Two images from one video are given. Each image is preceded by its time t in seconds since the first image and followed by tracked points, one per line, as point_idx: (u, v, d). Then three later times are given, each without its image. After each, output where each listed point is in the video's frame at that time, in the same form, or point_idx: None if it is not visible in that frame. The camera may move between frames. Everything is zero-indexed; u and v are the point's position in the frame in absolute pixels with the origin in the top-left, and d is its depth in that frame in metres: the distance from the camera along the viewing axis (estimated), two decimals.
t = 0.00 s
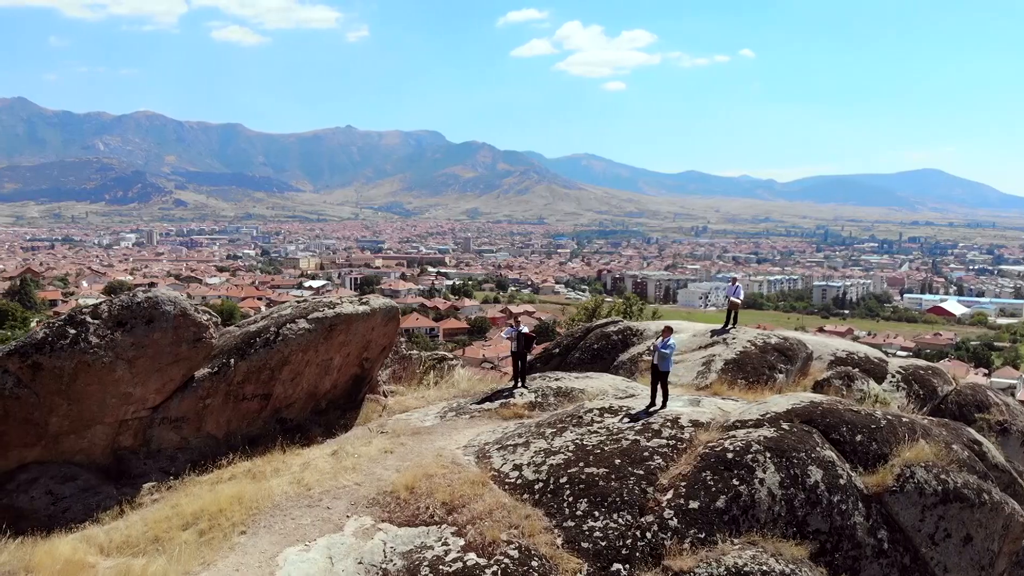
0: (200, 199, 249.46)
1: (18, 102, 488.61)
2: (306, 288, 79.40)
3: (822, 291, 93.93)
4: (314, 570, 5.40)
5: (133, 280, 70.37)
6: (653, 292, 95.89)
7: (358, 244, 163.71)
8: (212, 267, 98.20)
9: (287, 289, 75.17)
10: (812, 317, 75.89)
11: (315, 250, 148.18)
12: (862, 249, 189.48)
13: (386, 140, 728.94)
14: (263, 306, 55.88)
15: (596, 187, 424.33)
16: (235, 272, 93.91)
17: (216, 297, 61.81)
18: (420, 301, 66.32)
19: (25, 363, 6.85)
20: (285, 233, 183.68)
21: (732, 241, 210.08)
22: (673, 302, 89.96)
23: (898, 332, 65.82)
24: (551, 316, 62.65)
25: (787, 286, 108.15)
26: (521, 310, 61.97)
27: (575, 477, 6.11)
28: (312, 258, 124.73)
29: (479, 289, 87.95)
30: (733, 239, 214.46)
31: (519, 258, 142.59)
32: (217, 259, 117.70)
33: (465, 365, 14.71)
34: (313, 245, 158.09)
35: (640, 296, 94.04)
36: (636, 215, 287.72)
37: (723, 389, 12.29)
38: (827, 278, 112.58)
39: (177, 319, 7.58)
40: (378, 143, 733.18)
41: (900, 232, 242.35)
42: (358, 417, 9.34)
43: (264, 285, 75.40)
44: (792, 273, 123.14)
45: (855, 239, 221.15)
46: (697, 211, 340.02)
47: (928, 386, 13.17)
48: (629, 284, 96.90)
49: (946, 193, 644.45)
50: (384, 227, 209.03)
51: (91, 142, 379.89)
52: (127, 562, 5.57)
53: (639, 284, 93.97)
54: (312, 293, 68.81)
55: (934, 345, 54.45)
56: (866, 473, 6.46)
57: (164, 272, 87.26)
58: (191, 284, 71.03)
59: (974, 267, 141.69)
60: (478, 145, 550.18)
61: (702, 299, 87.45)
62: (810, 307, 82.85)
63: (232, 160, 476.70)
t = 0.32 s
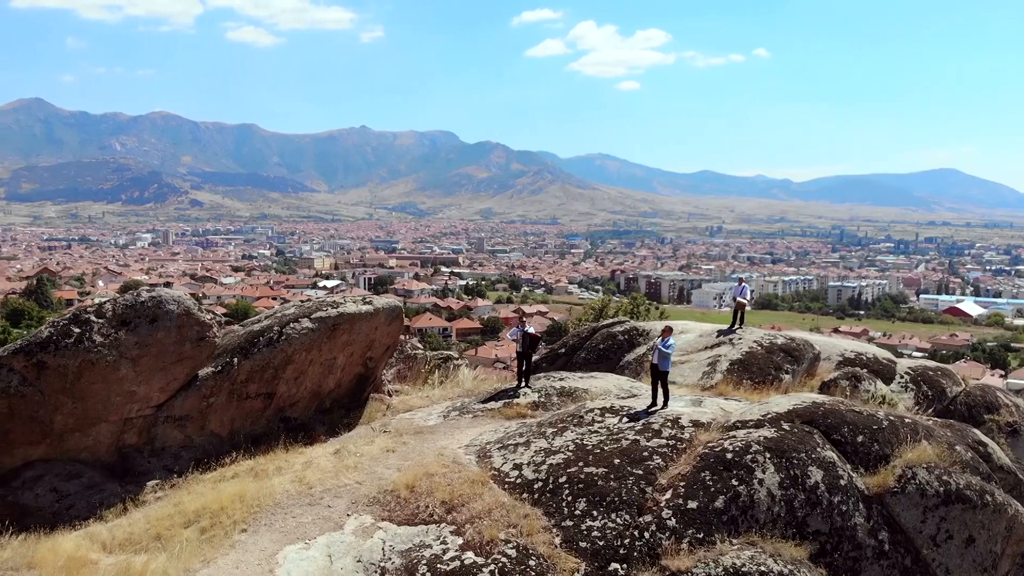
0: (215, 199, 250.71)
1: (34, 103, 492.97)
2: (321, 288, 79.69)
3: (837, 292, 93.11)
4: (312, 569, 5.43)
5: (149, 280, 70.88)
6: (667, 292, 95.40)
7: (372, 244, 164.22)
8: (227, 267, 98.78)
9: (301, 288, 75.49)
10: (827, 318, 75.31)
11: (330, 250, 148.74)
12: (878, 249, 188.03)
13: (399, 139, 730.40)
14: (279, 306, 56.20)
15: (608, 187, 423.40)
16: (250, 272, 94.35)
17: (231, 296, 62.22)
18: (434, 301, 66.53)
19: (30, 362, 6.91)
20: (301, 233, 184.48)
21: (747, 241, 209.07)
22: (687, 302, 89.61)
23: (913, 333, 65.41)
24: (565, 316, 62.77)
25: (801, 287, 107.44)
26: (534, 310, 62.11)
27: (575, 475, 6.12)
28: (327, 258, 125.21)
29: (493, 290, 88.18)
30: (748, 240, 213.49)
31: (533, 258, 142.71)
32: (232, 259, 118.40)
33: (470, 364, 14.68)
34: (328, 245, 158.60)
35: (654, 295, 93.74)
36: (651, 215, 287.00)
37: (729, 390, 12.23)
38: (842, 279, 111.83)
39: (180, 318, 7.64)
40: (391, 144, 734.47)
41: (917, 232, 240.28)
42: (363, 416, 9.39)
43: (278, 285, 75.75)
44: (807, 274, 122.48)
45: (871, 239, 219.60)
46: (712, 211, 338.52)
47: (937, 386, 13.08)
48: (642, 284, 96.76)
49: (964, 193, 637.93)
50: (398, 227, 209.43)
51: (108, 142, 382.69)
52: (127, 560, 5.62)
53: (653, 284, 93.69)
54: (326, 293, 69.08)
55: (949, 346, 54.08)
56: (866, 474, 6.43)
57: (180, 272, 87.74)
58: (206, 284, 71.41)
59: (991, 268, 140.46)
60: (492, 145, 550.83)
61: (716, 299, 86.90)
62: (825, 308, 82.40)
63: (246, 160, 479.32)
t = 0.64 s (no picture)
0: (230, 199, 251.88)
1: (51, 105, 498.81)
2: (335, 288, 79.87)
3: (852, 292, 92.37)
4: (312, 566, 5.47)
5: (165, 279, 71.24)
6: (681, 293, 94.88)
7: (386, 244, 164.69)
8: (242, 267, 99.21)
9: (316, 288, 75.76)
10: (842, 318, 74.83)
11: (344, 250, 149.16)
12: (894, 249, 186.74)
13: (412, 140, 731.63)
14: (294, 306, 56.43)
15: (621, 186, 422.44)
16: (264, 272, 94.77)
17: (245, 296, 62.48)
18: (447, 301, 66.56)
19: (34, 361, 7.00)
20: (315, 233, 185.17)
21: (762, 241, 208.08)
22: (701, 303, 89.14)
23: (931, 334, 64.89)
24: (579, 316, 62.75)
25: (816, 287, 106.75)
26: (549, 310, 62.18)
27: (574, 475, 6.13)
28: (341, 258, 125.55)
29: (506, 289, 88.25)
30: (763, 240, 212.56)
31: (546, 258, 142.73)
32: (247, 259, 118.95)
33: (475, 363, 14.67)
34: (342, 245, 159.08)
35: (667, 296, 93.42)
36: (665, 215, 286.24)
37: (735, 390, 12.20)
38: (857, 279, 111.10)
39: (184, 318, 7.71)
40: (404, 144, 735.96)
41: (933, 232, 238.30)
42: (366, 416, 9.43)
43: (292, 284, 75.96)
44: (823, 274, 121.68)
45: (887, 240, 218.04)
46: (726, 211, 337.13)
47: (944, 388, 12.99)
48: (656, 284, 96.53)
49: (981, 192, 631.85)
50: (412, 228, 209.82)
51: (124, 142, 385.07)
52: (128, 557, 5.68)
53: (667, 285, 93.29)
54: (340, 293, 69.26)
55: (965, 348, 53.62)
56: (867, 475, 6.40)
57: (196, 272, 88.15)
58: (222, 284, 71.72)
59: (1009, 268, 139.07)
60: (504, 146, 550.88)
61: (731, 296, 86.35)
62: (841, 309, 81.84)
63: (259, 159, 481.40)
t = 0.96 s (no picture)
0: (242, 199, 252.93)
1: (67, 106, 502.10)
2: (348, 287, 80.10)
3: (866, 292, 91.92)
4: (309, 564, 5.51)
5: (179, 279, 71.52)
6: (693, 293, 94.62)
7: (399, 244, 165.21)
8: (256, 267, 99.81)
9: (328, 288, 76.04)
10: (856, 319, 74.51)
11: (357, 250, 149.73)
12: (909, 249, 185.60)
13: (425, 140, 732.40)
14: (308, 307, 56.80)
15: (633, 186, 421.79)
16: (277, 271, 95.19)
17: (259, 296, 62.65)
18: (458, 301, 66.58)
19: (36, 360, 7.05)
20: (328, 233, 185.97)
21: (776, 241, 207.35)
22: (714, 303, 88.90)
23: (946, 334, 64.54)
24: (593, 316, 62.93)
25: (830, 288, 106.28)
26: (562, 310, 62.35)
27: (570, 474, 6.14)
28: (354, 258, 126.01)
29: (517, 289, 88.49)
30: (777, 240, 211.82)
31: (558, 258, 142.88)
32: (261, 258, 119.64)
33: (478, 363, 14.64)
34: (355, 245, 159.70)
35: (679, 296, 93.26)
36: (677, 215, 285.79)
37: (738, 391, 12.15)
38: (871, 280, 110.54)
39: (185, 317, 7.77)
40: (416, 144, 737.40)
41: (948, 232, 236.61)
42: (367, 414, 9.47)
43: (306, 284, 76.10)
44: (837, 274, 121.16)
45: (902, 240, 216.76)
46: (740, 211, 335.96)
47: (951, 389, 12.94)
48: (668, 285, 96.46)
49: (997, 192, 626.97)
50: (425, 228, 210.23)
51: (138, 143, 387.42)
52: (129, 553, 5.74)
53: (679, 285, 93.14)
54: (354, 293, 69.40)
55: (980, 348, 53.26)
56: (867, 476, 6.38)
57: (210, 271, 88.58)
58: (235, 284, 72.03)
59: None
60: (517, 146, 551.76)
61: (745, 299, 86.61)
62: (855, 309, 81.38)
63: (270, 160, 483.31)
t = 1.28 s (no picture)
0: (252, 199, 254.02)
1: (80, 106, 504.50)
2: (358, 287, 80.30)
3: (877, 292, 91.61)
4: (303, 560, 5.55)
5: (190, 280, 71.67)
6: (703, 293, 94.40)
7: (409, 244, 165.60)
8: (267, 267, 100.22)
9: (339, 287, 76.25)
10: (868, 319, 74.34)
11: (367, 250, 150.13)
12: (921, 249, 184.76)
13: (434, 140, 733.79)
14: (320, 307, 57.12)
15: (642, 186, 421.36)
16: (288, 271, 95.56)
17: (269, 295, 62.70)
18: (468, 301, 66.51)
19: (36, 359, 7.10)
20: (339, 232, 186.56)
21: (787, 241, 206.81)
22: (723, 303, 88.67)
23: (959, 335, 64.29)
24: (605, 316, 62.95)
25: (840, 288, 105.93)
26: (573, 310, 62.40)
27: (566, 473, 6.16)
28: (364, 257, 126.36)
29: (527, 289, 88.60)
30: (788, 240, 211.32)
31: (568, 258, 143.05)
32: (271, 258, 120.10)
33: (479, 363, 14.65)
34: (365, 245, 160.12)
35: (689, 295, 93.16)
36: (688, 215, 285.49)
37: (738, 391, 12.14)
38: (882, 280, 110.09)
39: (183, 316, 7.80)
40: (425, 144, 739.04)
41: (961, 232, 235.36)
42: (366, 414, 9.51)
43: (316, 284, 76.15)
44: (848, 274, 120.77)
45: (914, 240, 215.85)
46: (750, 211, 335.05)
47: (955, 389, 12.88)
48: (677, 285, 96.38)
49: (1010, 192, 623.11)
50: (434, 228, 210.57)
51: (150, 143, 389.60)
52: (126, 550, 5.78)
53: (689, 285, 92.80)
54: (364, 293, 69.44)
55: (991, 349, 52.99)
56: (862, 476, 6.38)
57: (221, 271, 88.96)
58: (247, 284, 72.27)
59: None
60: (526, 146, 552.61)
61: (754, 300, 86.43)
62: (866, 309, 81.07)
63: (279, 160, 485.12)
